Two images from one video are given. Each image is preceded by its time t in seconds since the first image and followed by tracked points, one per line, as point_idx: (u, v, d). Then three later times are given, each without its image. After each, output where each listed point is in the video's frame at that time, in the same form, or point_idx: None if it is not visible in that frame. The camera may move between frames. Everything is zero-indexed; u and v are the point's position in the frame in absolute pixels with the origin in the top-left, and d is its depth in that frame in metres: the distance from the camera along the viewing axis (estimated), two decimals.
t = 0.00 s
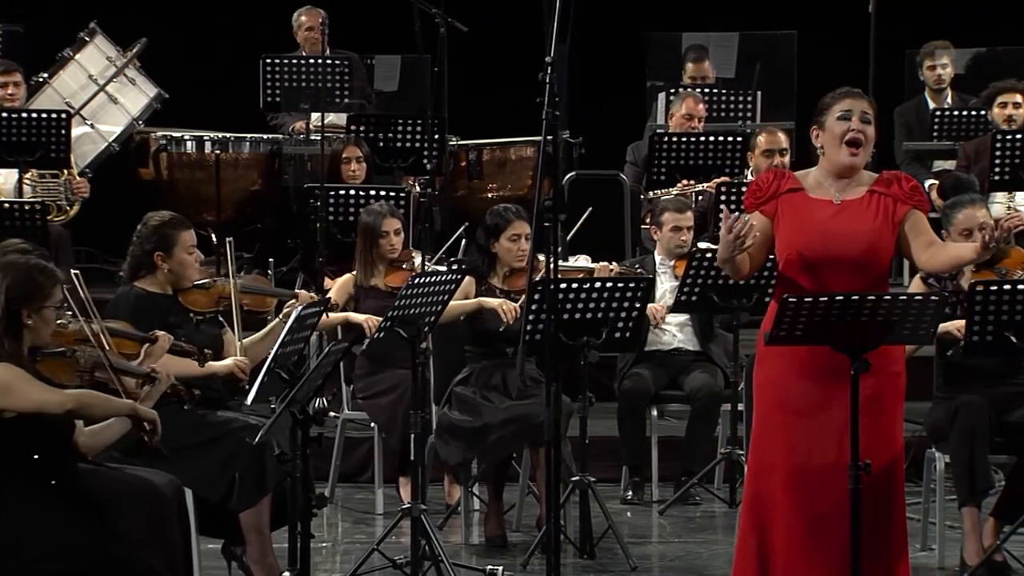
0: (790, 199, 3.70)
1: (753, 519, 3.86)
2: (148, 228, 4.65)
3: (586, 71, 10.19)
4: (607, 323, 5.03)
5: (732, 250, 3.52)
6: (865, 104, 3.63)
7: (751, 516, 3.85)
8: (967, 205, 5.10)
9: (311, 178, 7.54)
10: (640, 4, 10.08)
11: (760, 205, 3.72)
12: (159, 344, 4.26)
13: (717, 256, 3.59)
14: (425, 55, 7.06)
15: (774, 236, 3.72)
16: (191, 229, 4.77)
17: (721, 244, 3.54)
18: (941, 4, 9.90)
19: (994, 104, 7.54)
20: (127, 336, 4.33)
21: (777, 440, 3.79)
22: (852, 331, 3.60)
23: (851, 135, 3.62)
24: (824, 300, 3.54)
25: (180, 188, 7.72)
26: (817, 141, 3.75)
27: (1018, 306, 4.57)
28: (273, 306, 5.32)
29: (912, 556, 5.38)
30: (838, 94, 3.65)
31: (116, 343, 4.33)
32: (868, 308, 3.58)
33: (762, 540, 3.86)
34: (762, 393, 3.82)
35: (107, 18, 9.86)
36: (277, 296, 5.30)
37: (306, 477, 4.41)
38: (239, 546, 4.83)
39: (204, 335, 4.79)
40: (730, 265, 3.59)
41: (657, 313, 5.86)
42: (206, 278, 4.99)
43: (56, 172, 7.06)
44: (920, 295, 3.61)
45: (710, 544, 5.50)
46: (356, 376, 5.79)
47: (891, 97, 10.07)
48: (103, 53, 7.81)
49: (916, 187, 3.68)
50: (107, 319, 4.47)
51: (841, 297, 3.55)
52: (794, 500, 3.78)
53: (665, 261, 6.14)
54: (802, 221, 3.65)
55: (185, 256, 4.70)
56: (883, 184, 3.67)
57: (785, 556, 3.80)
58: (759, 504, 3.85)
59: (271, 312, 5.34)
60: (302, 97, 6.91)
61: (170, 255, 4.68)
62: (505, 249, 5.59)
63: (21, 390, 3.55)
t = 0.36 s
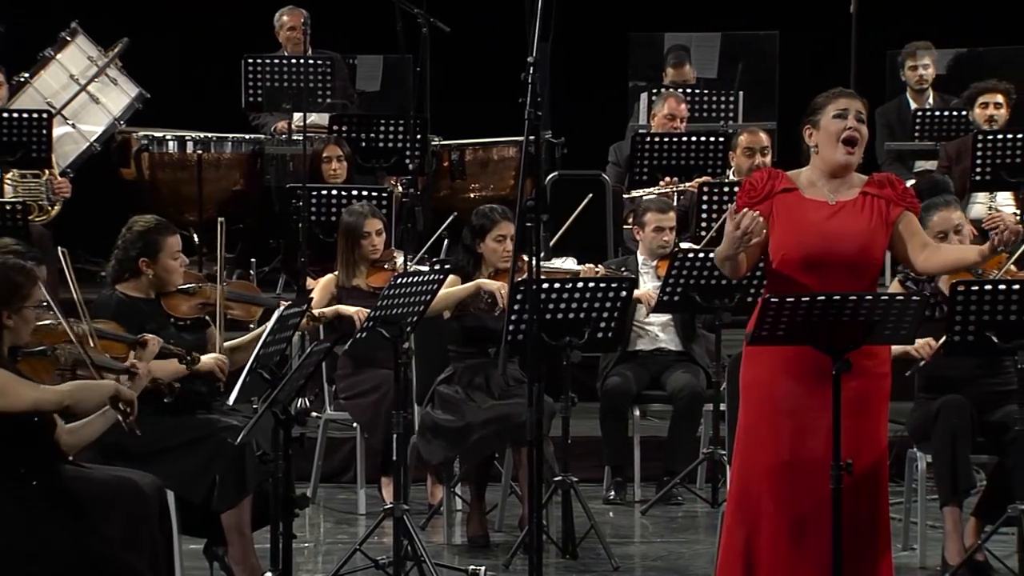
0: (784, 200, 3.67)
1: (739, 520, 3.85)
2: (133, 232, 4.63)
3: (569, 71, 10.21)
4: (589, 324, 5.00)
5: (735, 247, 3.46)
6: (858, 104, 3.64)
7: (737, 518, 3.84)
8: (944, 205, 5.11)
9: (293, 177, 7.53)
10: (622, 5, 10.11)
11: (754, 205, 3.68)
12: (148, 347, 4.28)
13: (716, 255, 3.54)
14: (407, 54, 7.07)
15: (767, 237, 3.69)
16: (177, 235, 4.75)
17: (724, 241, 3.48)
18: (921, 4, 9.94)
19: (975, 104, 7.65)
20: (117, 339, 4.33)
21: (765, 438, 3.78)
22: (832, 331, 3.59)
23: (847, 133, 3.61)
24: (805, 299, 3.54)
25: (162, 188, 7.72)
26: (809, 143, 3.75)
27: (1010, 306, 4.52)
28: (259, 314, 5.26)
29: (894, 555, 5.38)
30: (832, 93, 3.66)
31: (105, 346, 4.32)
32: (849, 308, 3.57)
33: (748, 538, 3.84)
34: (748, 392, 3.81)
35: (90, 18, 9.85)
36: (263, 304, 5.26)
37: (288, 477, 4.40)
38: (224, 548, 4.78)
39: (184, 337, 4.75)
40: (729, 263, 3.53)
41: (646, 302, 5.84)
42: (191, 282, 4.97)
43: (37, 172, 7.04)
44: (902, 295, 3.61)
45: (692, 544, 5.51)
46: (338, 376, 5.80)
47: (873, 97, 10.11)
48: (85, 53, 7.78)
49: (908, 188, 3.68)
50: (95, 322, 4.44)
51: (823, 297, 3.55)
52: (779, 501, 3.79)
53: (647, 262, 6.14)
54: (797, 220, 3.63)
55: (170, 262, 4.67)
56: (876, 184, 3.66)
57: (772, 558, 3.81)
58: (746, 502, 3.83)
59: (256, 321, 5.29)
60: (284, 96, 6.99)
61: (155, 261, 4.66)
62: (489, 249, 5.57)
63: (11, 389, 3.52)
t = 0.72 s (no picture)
0: (775, 203, 3.67)
1: (725, 522, 3.85)
2: (113, 236, 4.61)
3: (551, 72, 10.24)
4: (572, 323, 4.98)
5: (742, 249, 3.42)
6: (846, 108, 3.64)
7: (723, 520, 3.84)
8: (914, 206, 5.26)
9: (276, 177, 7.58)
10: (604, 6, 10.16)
11: (746, 207, 3.65)
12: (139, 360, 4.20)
13: (714, 258, 3.50)
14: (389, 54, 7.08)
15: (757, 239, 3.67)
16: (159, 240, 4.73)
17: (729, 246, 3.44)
18: (904, 5, 9.98)
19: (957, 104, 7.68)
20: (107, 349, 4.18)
21: (749, 438, 3.78)
22: (813, 330, 3.58)
23: (837, 139, 3.62)
24: (788, 299, 3.53)
25: (144, 188, 7.70)
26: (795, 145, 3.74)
27: (993, 306, 4.43)
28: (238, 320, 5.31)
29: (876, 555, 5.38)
30: (821, 97, 3.65)
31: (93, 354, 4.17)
32: (832, 307, 3.56)
33: (734, 541, 3.84)
34: (732, 393, 3.81)
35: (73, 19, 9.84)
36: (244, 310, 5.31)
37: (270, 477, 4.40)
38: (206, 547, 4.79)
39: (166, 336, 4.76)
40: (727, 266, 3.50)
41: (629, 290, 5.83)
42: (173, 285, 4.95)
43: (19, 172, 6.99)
44: (884, 295, 3.56)
45: (675, 544, 5.51)
46: (321, 376, 5.79)
47: (855, 97, 10.15)
48: (66, 53, 7.76)
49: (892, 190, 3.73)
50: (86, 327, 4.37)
51: (806, 296, 3.54)
52: (762, 501, 3.79)
53: (630, 262, 6.15)
54: (790, 224, 3.63)
55: (149, 268, 4.64)
56: (863, 187, 3.69)
57: (754, 558, 3.81)
58: (730, 503, 3.84)
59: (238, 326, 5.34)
60: (267, 96, 6.98)
61: (135, 267, 4.62)
62: (473, 250, 5.57)
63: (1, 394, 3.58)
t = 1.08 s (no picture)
0: (739, 208, 3.73)
1: (696, 523, 3.86)
2: (84, 235, 4.59)
3: (531, 70, 10.26)
4: (553, 324, 4.96)
5: (720, 252, 3.48)
6: (803, 122, 3.64)
7: (694, 521, 3.85)
8: (890, 206, 5.17)
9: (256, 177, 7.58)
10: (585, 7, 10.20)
11: (710, 214, 3.71)
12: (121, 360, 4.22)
13: (684, 261, 3.56)
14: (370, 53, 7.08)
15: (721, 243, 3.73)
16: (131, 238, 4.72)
17: (702, 249, 3.50)
18: (886, 5, 10.00)
19: (937, 105, 7.69)
20: (85, 346, 4.20)
21: (717, 441, 3.78)
22: (794, 330, 3.60)
23: (792, 157, 3.64)
24: (768, 299, 3.54)
25: (124, 188, 7.66)
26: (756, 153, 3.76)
27: (972, 307, 4.42)
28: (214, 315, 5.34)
29: (856, 555, 5.39)
30: (777, 111, 3.64)
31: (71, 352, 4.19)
32: (812, 307, 3.59)
33: (706, 542, 3.84)
34: (700, 396, 3.81)
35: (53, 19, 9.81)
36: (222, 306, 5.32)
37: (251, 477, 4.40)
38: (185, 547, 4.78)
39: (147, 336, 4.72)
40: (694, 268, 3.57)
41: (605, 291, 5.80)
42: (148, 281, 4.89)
43: None
44: (864, 295, 3.65)
45: (655, 544, 5.51)
46: (302, 376, 5.79)
47: (835, 98, 10.19)
48: (46, 52, 7.44)
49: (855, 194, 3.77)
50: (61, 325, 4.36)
51: (786, 297, 3.55)
52: (736, 501, 3.79)
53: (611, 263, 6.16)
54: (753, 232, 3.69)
55: (122, 265, 4.63)
56: (824, 193, 3.73)
57: (730, 557, 3.81)
58: (701, 505, 3.84)
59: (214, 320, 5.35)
60: (247, 96, 6.97)
61: (107, 265, 4.62)
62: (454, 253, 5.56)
63: None
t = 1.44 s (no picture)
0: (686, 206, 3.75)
1: (664, 521, 3.87)
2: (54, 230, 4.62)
3: (513, 70, 10.28)
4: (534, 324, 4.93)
5: (667, 243, 3.50)
6: (739, 117, 3.69)
7: (661, 519, 3.86)
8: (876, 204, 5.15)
9: (236, 177, 7.61)
10: (567, 7, 10.22)
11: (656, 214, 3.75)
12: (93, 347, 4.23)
13: (633, 258, 3.59)
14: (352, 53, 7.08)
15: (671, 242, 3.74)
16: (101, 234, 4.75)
17: (649, 244, 3.52)
18: (868, 5, 10.03)
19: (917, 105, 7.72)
20: (54, 336, 4.25)
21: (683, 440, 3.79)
22: (775, 330, 3.62)
23: (732, 152, 3.69)
24: (749, 299, 3.54)
25: (104, 188, 7.65)
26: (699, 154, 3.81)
27: (951, 306, 4.41)
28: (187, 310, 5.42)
29: (836, 555, 5.38)
30: (713, 110, 3.71)
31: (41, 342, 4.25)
32: (792, 307, 3.60)
33: (674, 539, 3.86)
34: (666, 395, 3.83)
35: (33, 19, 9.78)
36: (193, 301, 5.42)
37: (231, 478, 4.37)
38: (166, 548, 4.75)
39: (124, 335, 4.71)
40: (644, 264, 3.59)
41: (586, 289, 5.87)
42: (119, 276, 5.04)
43: None
44: (844, 296, 3.66)
45: (636, 543, 5.52)
46: (283, 376, 5.79)
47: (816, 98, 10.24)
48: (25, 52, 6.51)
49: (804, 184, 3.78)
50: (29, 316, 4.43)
51: (766, 296, 3.55)
52: (701, 501, 3.79)
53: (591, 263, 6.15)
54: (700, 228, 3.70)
55: (93, 257, 4.64)
56: (772, 184, 3.75)
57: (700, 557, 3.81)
58: (669, 503, 3.86)
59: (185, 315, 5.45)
60: (227, 96, 6.99)
61: (78, 257, 4.62)
62: (432, 249, 5.57)
63: None
